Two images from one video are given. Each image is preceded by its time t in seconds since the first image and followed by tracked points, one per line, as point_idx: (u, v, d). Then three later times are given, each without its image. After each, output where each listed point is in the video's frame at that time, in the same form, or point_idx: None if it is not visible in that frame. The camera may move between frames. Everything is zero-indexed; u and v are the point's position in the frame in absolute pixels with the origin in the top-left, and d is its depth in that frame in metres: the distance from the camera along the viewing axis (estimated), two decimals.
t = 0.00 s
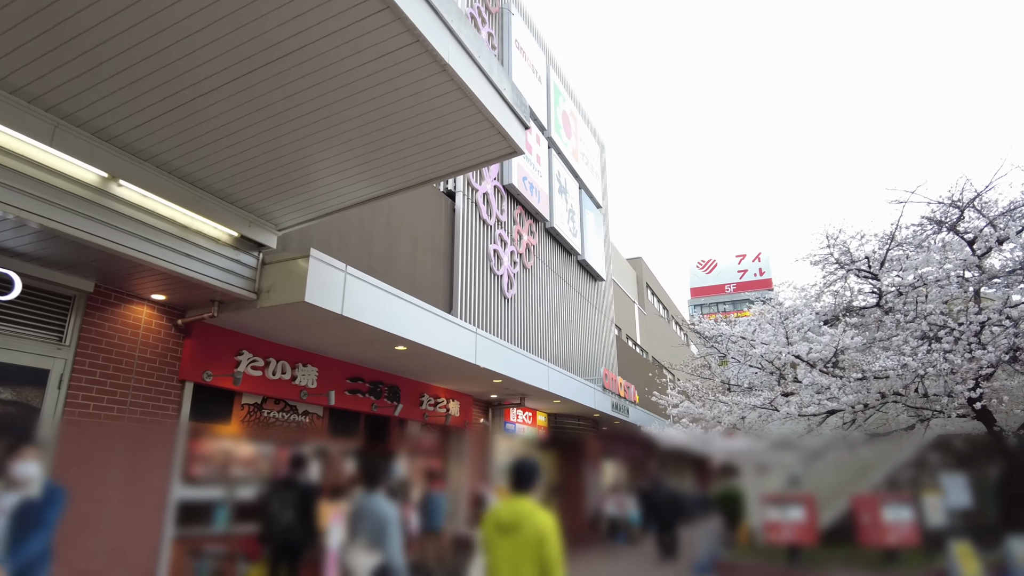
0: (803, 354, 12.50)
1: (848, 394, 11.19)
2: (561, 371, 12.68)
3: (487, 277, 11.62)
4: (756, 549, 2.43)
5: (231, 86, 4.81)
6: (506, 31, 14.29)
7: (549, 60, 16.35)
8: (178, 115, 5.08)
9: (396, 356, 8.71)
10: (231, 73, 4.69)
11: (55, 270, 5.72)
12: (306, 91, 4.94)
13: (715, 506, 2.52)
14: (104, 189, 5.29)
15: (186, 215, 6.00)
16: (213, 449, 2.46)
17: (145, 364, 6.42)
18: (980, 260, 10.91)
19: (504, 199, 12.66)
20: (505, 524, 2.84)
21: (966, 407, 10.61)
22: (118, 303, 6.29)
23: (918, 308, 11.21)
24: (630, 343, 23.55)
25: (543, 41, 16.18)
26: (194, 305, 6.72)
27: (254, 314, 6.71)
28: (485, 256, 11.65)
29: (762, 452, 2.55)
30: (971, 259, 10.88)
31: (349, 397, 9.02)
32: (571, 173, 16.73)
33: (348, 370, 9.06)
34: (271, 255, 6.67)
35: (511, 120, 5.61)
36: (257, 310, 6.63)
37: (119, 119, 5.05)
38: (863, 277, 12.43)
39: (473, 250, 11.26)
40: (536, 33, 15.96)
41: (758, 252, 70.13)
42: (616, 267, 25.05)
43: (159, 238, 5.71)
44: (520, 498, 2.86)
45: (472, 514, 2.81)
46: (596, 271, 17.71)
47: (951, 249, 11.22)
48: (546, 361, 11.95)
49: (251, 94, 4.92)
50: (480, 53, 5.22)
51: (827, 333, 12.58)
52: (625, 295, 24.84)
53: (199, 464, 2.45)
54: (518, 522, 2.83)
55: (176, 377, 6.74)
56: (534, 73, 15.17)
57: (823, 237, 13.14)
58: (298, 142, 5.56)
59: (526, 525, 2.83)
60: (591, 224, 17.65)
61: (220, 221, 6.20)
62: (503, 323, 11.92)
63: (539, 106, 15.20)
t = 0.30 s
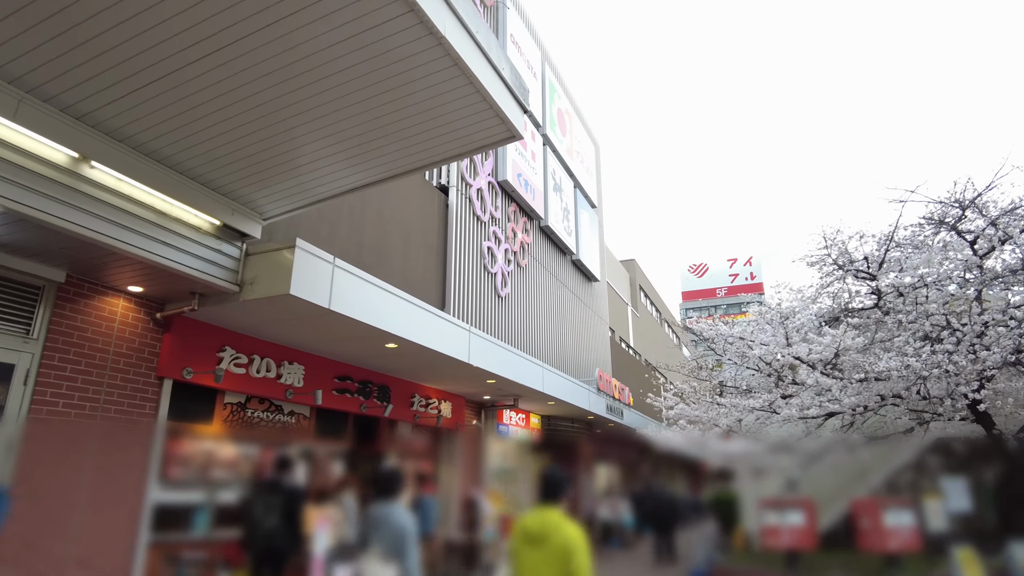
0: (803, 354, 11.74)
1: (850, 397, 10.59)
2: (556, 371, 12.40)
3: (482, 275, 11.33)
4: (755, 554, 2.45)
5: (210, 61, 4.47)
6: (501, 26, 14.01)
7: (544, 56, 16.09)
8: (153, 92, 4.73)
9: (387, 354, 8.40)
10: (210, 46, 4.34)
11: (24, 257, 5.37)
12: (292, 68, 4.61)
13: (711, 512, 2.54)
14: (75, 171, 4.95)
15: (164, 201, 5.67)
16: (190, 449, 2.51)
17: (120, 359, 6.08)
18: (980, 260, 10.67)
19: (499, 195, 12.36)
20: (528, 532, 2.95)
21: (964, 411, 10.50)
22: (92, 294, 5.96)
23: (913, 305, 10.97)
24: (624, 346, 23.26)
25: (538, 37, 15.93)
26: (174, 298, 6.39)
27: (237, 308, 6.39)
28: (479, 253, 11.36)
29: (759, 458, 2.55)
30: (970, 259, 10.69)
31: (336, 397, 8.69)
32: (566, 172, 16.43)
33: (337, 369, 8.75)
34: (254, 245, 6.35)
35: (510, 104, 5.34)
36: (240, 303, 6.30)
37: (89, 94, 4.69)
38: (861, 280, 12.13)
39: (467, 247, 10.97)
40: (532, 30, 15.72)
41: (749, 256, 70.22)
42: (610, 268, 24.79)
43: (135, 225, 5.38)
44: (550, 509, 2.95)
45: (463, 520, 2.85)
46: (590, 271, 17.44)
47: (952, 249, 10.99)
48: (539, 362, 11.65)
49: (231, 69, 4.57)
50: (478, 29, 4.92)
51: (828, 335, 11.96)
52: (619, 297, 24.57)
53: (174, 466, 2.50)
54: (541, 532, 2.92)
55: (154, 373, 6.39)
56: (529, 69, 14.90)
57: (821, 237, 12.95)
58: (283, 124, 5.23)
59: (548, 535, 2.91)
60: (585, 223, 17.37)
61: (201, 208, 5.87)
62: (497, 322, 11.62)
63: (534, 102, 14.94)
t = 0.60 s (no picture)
0: (795, 355, 10.91)
1: (844, 397, 10.13)
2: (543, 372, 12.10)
3: (468, 272, 11.02)
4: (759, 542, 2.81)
5: (176, 29, 4.09)
6: (490, 19, 13.68)
7: (533, 52, 15.80)
8: (113, 63, 4.33)
9: (369, 351, 8.08)
10: (176, 12, 3.96)
11: None
12: (266, 39, 4.26)
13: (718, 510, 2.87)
14: (30, 147, 4.57)
15: (130, 183, 5.30)
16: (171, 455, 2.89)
17: (81, 353, 5.69)
18: (973, 261, 10.45)
19: (486, 190, 12.03)
20: (563, 527, 3.43)
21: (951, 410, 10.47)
22: (52, 283, 5.56)
23: (904, 305, 10.72)
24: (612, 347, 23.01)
25: (526, 33, 15.65)
26: (142, 289, 6.02)
27: (209, 299, 6.05)
28: (465, 250, 11.04)
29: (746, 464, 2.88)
30: (962, 259, 10.42)
31: (315, 396, 8.36)
32: (554, 170, 16.09)
33: (316, 367, 8.40)
34: (228, 233, 6.01)
35: (499, 83, 5.06)
36: (213, 294, 5.96)
37: (40, 64, 4.27)
38: (853, 284, 11.82)
39: (452, 243, 10.66)
40: (520, 25, 15.44)
41: (736, 260, 70.44)
42: (598, 270, 24.53)
43: (97, 207, 5.01)
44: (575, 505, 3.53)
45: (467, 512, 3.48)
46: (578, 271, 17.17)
47: (944, 249, 10.65)
48: (527, 362, 11.37)
49: (200, 39, 4.21)
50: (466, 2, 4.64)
51: (819, 335, 11.25)
52: (607, 298, 24.32)
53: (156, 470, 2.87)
54: (576, 526, 3.42)
55: (119, 368, 6.00)
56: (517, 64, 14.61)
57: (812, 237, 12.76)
58: (257, 101, 4.87)
59: (582, 529, 3.43)
60: (574, 223, 17.04)
61: (170, 192, 5.50)
62: (484, 321, 11.30)
63: (523, 98, 14.64)
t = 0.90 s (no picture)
0: (783, 354, 10.43)
1: (834, 398, 9.85)
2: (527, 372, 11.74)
3: (450, 269, 10.68)
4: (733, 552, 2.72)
5: None
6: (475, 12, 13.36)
7: (518, 48, 15.51)
8: (54, 27, 3.91)
9: (343, 348, 7.72)
10: None
11: None
12: (226, 4, 3.87)
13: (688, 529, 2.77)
14: None
15: (82, 161, 4.90)
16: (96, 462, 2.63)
17: (28, 346, 5.29)
18: (961, 260, 10.29)
19: (469, 186, 11.70)
20: (551, 536, 3.16)
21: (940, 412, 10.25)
22: None
23: (892, 307, 10.55)
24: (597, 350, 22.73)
25: (512, 27, 15.35)
26: (97, 278, 5.64)
27: (169, 290, 5.68)
28: (447, 246, 10.70)
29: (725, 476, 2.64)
30: (952, 259, 10.20)
31: (286, 395, 7.99)
32: (540, 168, 15.74)
33: (288, 365, 8.05)
34: (190, 219, 5.64)
35: (479, 57, 4.74)
36: (173, 284, 5.60)
37: None
38: (843, 290, 11.54)
39: (433, 238, 10.31)
40: (505, 19, 15.14)
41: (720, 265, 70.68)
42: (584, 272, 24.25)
43: (42, 185, 4.59)
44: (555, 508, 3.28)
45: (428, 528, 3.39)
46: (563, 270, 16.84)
47: (932, 249, 10.49)
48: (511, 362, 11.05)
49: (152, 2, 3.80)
50: None
51: (808, 334, 10.86)
52: (592, 300, 24.05)
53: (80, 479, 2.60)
54: (565, 532, 3.17)
55: (71, 363, 5.61)
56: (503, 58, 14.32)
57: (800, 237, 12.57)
58: (218, 74, 4.48)
59: (571, 533, 3.19)
60: (559, 221, 16.68)
61: (125, 172, 5.10)
62: (466, 319, 10.96)
63: (508, 94, 14.32)
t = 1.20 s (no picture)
0: (768, 355, 10.20)
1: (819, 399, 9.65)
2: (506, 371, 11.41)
3: (428, 265, 10.36)
4: None
5: None
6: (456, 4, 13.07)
7: (501, 43, 15.25)
8: None
9: (312, 344, 7.37)
10: None
11: None
12: None
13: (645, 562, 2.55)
14: None
15: (21, 137, 4.48)
16: None
17: None
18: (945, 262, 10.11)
19: (449, 180, 11.38)
20: (505, 540, 2.97)
21: (922, 415, 10.12)
22: None
23: (877, 308, 10.41)
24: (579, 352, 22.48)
25: (494, 22, 15.09)
26: (43, 265, 5.26)
27: (121, 278, 5.32)
28: (425, 241, 10.39)
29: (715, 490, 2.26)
30: (937, 260, 10.02)
31: (252, 394, 7.63)
32: (522, 166, 15.43)
33: (254, 362, 7.69)
34: (146, 203, 5.28)
35: (455, 31, 4.45)
36: (125, 272, 5.24)
37: None
38: (826, 290, 11.33)
39: (410, 233, 9.99)
40: (487, 14, 14.88)
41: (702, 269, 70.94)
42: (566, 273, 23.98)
43: None
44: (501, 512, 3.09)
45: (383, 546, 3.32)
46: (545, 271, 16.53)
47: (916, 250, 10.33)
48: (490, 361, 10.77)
49: None
50: None
51: (792, 335, 10.65)
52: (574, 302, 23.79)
53: None
54: (514, 535, 3.02)
55: (13, 356, 5.21)
56: (485, 53, 14.04)
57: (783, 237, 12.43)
58: (170, 42, 4.11)
59: (519, 536, 3.05)
60: (541, 221, 16.37)
61: (73, 151, 4.70)
62: (444, 317, 10.64)
63: (490, 89, 14.00)
